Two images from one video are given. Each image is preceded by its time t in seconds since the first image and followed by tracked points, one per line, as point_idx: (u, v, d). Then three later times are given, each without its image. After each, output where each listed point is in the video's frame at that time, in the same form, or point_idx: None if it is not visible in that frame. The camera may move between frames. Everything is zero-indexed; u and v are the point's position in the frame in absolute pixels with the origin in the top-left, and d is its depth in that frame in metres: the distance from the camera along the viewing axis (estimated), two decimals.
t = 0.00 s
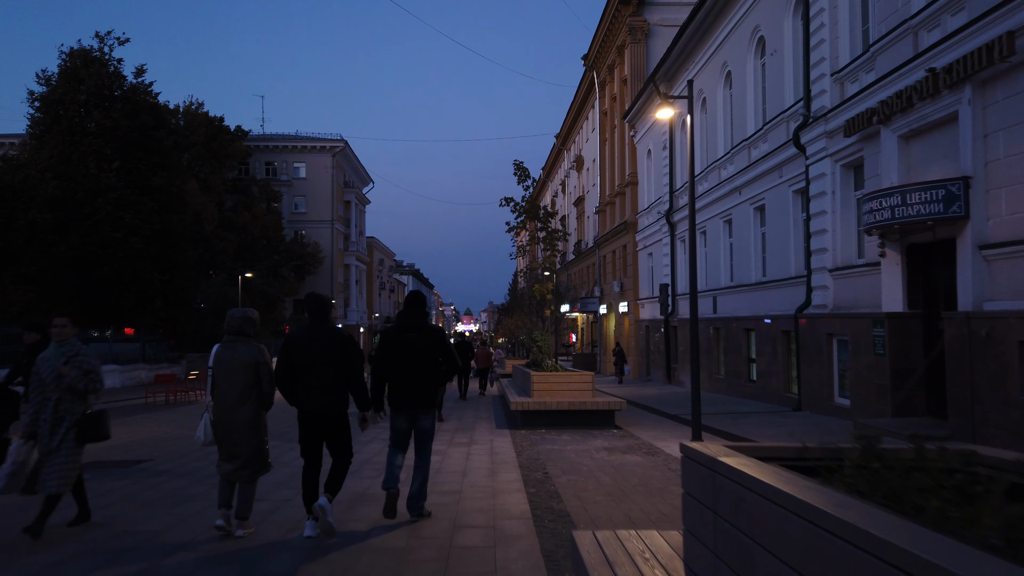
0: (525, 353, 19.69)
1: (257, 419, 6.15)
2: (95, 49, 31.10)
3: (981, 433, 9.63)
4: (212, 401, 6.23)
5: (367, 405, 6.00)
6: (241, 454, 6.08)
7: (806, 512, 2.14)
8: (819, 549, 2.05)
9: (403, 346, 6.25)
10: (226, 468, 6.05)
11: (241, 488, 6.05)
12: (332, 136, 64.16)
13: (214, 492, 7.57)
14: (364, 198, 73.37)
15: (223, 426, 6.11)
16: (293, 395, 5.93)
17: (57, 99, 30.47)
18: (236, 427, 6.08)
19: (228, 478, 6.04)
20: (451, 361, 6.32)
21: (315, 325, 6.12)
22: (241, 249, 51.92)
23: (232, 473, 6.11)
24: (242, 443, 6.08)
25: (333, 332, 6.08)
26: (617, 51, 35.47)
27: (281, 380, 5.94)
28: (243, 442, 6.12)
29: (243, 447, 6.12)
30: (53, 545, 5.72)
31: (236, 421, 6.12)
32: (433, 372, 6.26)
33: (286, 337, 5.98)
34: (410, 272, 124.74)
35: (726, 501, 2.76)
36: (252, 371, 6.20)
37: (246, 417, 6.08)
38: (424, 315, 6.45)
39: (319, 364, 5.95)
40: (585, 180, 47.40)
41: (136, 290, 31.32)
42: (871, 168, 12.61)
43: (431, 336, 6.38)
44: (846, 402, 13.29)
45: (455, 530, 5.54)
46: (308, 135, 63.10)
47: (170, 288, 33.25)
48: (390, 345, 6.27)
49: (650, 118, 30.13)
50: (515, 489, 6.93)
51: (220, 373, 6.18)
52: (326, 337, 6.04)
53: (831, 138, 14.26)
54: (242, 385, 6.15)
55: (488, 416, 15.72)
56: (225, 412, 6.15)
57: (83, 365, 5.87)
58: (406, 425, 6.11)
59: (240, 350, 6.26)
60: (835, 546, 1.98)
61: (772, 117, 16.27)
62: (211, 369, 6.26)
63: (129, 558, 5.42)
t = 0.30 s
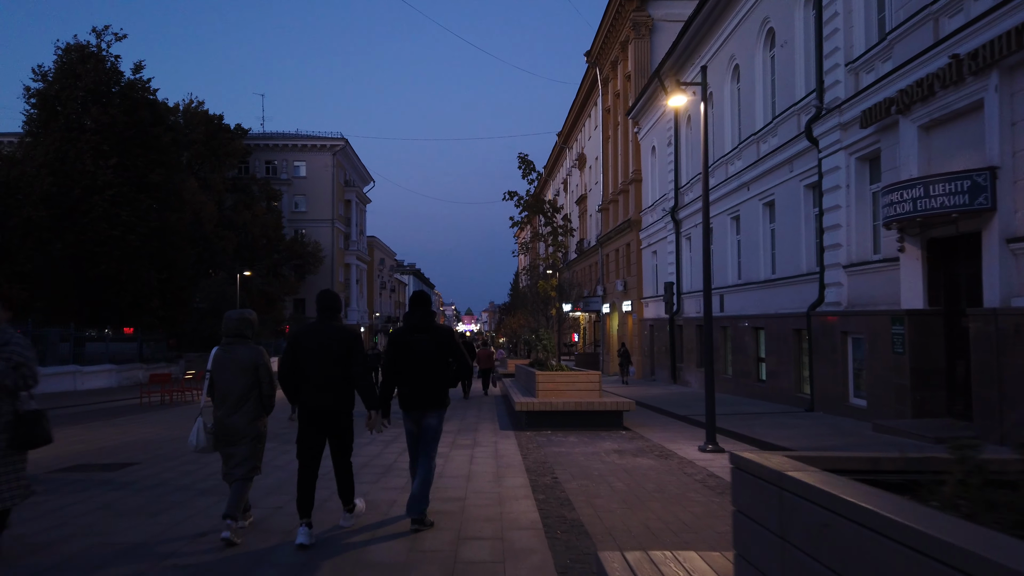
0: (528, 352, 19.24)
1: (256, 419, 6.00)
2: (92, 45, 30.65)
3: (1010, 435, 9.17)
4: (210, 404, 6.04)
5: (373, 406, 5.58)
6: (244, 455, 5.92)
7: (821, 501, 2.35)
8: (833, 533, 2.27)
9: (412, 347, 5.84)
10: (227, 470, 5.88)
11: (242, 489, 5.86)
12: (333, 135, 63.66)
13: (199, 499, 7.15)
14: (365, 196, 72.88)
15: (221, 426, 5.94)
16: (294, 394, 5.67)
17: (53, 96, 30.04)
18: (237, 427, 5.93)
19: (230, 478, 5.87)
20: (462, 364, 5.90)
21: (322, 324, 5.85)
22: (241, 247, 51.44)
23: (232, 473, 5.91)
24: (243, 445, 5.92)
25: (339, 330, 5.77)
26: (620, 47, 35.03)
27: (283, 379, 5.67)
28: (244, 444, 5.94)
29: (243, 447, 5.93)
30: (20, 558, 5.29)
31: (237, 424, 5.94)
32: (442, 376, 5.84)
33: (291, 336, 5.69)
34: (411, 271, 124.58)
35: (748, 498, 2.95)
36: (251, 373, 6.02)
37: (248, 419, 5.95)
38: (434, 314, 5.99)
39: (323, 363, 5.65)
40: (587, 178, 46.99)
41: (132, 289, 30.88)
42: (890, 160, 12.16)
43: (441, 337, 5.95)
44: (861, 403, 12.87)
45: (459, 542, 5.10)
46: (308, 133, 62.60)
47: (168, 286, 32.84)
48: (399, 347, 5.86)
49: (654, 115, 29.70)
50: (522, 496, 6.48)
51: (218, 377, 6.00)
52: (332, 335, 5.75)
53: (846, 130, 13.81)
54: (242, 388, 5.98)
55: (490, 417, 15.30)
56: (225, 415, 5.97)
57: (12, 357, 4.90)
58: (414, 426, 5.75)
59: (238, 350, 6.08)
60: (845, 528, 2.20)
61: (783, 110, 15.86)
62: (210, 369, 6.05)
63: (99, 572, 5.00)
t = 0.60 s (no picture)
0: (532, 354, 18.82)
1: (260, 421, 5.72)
2: (90, 42, 30.25)
3: None
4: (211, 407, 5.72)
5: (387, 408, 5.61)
6: (243, 459, 5.62)
7: (906, 549, 2.43)
8: None
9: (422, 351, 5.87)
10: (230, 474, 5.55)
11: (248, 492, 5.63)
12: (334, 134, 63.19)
13: (191, 513, 6.75)
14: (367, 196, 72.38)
15: (223, 429, 5.62)
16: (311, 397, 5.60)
17: (51, 94, 29.66)
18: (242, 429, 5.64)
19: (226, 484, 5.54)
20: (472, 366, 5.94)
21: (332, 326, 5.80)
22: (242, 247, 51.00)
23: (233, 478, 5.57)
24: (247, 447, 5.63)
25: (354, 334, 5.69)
26: (625, 44, 34.59)
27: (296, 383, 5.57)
28: (247, 447, 5.65)
29: (246, 450, 5.63)
30: None
31: (236, 427, 5.65)
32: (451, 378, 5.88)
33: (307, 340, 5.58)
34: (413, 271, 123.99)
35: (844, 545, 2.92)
36: (253, 376, 5.74)
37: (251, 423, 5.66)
38: (441, 317, 6.05)
39: (340, 368, 5.57)
40: (590, 177, 46.50)
41: (130, 289, 30.43)
42: (910, 156, 11.72)
43: (449, 339, 5.98)
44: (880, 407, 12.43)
45: (469, 567, 4.69)
46: (309, 133, 62.16)
47: (167, 286, 32.39)
48: (407, 349, 5.88)
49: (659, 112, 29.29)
50: (534, 513, 6.05)
51: (218, 379, 5.71)
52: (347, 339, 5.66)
53: (862, 126, 13.37)
54: (244, 390, 5.70)
55: (495, 421, 14.86)
56: (224, 419, 5.68)
57: None
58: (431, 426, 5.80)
59: (240, 350, 5.81)
60: None
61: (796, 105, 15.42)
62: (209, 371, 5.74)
63: None
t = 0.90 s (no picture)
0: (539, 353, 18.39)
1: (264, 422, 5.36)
2: (91, 37, 29.90)
3: None
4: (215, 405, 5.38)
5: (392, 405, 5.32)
6: (247, 462, 5.28)
7: None
8: None
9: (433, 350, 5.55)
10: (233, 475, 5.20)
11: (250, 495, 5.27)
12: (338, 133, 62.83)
13: (178, 516, 6.32)
14: (371, 195, 72.03)
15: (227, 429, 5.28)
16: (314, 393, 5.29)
17: (52, 90, 29.32)
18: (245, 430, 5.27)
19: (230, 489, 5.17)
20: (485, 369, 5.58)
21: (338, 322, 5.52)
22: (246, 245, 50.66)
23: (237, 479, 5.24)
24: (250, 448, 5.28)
25: (360, 330, 5.41)
26: (632, 40, 34.15)
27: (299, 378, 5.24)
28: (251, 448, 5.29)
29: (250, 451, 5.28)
30: None
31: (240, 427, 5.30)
32: (463, 380, 5.54)
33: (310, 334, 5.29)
34: (417, 271, 123.61)
35: (929, 564, 2.49)
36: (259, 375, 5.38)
37: (257, 425, 5.29)
38: (456, 316, 5.72)
39: (343, 363, 5.27)
40: (597, 176, 46.03)
41: (131, 288, 30.05)
42: (935, 145, 11.24)
43: (464, 340, 5.64)
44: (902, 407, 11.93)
45: None
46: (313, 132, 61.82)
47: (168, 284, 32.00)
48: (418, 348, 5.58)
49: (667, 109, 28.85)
50: (544, 520, 5.60)
51: (222, 379, 5.37)
52: (351, 335, 5.37)
53: (882, 116, 12.90)
54: (250, 389, 5.35)
55: (501, 421, 14.42)
56: (229, 420, 5.33)
57: None
58: (443, 426, 5.44)
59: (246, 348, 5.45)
60: None
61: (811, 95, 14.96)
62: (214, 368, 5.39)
63: None
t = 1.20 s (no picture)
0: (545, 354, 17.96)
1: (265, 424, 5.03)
2: (90, 35, 29.52)
3: None
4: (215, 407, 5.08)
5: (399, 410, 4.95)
6: (248, 467, 4.98)
7: None
8: None
9: (447, 351, 5.26)
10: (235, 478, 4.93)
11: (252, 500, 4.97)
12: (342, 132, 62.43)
13: (161, 531, 5.92)
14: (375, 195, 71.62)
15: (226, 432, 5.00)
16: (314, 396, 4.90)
17: (50, 89, 28.95)
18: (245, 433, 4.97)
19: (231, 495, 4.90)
20: (501, 362, 5.30)
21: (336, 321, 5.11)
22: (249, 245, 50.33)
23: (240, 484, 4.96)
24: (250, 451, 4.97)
25: (360, 330, 4.99)
26: (638, 36, 33.66)
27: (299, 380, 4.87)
28: (252, 451, 4.99)
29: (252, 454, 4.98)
30: None
31: (240, 431, 4.98)
32: (476, 379, 5.23)
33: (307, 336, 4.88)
34: (421, 271, 123.16)
35: None
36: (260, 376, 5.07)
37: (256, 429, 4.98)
38: (468, 311, 5.36)
39: (343, 366, 4.87)
40: (602, 174, 45.53)
41: (131, 288, 29.71)
42: (957, 138, 10.81)
43: (477, 335, 5.32)
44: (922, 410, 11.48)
45: None
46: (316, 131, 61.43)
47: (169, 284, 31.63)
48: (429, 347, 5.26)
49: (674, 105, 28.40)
50: (555, 537, 5.20)
51: (220, 381, 5.05)
52: (350, 336, 4.95)
53: (901, 108, 12.47)
54: (250, 390, 5.04)
55: (506, 425, 14.01)
56: (229, 423, 5.02)
57: None
58: (454, 427, 5.16)
59: (246, 347, 5.14)
60: None
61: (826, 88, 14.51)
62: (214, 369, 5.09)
63: None
